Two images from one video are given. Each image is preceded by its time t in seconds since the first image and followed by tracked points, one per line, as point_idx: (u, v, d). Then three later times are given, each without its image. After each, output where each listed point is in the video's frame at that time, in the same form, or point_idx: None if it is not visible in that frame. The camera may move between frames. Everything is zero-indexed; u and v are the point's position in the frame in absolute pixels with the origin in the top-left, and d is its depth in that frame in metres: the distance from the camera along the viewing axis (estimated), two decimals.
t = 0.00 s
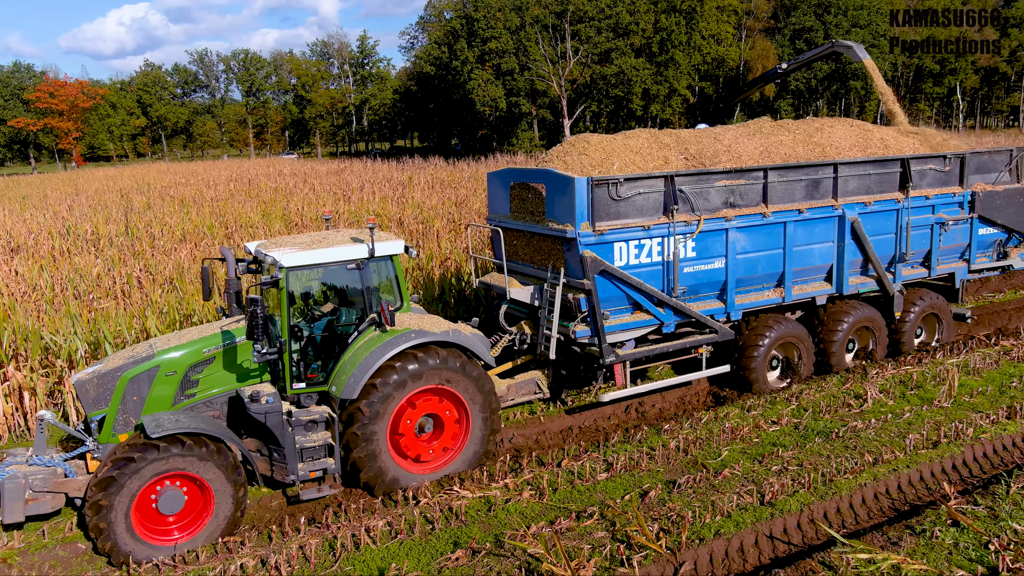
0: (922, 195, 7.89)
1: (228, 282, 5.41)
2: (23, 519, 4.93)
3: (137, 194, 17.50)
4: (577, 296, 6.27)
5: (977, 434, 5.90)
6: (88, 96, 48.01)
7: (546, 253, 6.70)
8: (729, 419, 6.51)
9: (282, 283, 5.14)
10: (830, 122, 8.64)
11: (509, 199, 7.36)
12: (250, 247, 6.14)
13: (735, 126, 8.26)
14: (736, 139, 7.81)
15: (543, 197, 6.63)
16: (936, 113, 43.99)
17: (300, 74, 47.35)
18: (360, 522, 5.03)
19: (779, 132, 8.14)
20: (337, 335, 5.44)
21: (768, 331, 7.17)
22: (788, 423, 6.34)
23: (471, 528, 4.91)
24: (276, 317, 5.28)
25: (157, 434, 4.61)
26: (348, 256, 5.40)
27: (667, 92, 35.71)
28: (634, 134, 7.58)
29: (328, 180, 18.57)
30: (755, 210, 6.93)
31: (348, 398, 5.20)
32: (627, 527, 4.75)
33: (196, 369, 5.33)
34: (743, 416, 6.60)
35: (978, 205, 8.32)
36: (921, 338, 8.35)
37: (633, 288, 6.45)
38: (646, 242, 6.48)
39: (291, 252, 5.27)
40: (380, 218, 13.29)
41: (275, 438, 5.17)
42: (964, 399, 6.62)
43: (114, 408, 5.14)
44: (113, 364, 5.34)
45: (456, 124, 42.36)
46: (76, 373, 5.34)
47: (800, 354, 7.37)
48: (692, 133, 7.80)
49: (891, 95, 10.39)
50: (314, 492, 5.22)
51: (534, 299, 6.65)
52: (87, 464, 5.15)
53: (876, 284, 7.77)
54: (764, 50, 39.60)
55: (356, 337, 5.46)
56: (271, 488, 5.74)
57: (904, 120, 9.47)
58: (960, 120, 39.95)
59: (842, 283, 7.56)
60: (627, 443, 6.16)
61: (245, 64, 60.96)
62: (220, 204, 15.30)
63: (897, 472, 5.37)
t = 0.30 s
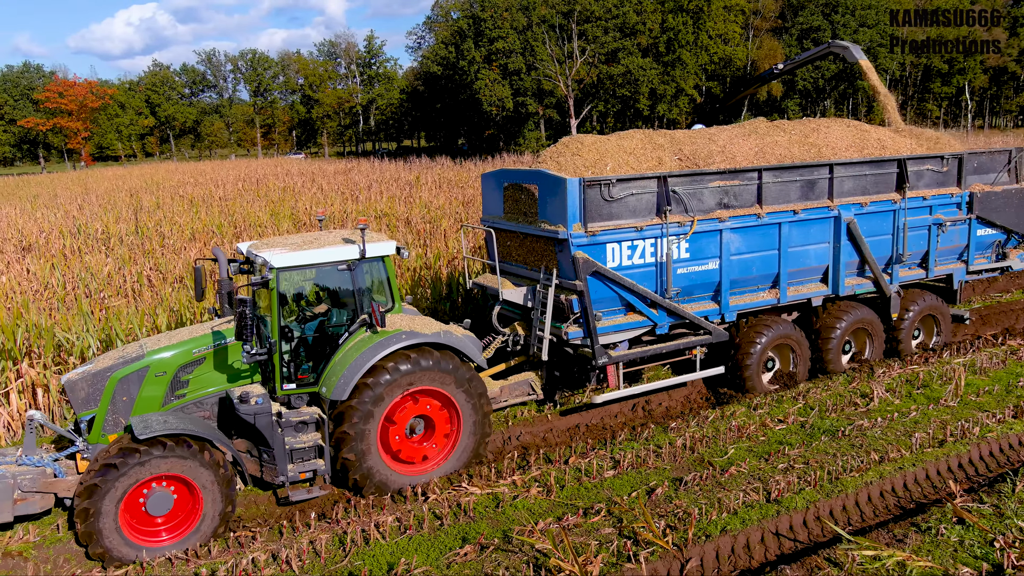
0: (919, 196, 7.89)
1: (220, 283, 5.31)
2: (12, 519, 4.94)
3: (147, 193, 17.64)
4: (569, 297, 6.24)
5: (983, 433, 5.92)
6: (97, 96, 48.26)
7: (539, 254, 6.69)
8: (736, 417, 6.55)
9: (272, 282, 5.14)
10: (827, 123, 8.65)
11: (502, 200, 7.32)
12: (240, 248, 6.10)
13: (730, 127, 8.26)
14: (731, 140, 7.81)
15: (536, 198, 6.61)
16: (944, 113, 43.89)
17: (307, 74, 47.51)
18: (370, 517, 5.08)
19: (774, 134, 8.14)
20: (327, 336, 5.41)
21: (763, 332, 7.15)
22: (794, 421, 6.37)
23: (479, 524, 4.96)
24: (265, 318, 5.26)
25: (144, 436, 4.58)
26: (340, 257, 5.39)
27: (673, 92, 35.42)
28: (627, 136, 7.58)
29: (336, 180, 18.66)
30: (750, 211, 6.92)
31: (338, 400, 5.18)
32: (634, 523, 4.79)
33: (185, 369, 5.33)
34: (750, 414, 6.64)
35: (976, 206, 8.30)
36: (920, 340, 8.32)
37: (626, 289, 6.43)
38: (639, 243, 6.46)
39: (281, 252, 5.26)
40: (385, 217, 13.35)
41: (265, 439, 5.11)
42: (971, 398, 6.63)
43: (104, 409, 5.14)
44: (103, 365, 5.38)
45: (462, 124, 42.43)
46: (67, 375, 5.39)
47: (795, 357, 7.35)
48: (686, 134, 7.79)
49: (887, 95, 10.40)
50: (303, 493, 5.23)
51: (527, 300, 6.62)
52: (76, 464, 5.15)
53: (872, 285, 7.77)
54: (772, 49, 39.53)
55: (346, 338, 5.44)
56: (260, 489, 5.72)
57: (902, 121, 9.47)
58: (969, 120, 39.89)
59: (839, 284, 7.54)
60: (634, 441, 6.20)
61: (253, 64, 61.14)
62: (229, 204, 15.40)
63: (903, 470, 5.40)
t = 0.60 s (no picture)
0: (916, 197, 7.89)
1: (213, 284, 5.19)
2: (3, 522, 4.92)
3: (155, 193, 17.74)
4: (561, 299, 6.27)
5: (990, 433, 5.94)
6: (107, 95, 48.52)
7: (532, 255, 6.71)
8: (743, 417, 6.59)
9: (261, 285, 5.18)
10: (824, 124, 8.64)
11: (496, 202, 7.31)
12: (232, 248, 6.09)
13: (725, 129, 8.27)
14: (726, 142, 7.81)
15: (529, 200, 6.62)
16: (953, 113, 43.75)
17: (315, 74, 47.70)
18: (380, 514, 5.15)
19: (770, 135, 8.15)
20: (317, 338, 5.46)
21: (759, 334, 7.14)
22: (801, 421, 6.41)
23: (488, 521, 5.02)
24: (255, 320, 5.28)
25: (132, 438, 4.61)
26: (329, 259, 5.40)
27: (682, 91, 35.51)
28: (622, 137, 7.59)
29: (344, 180, 18.75)
30: (744, 213, 6.93)
31: (328, 402, 5.21)
32: (640, 521, 4.83)
33: (175, 373, 5.37)
34: (757, 414, 6.68)
35: (974, 207, 8.30)
36: (917, 341, 8.26)
37: (618, 291, 6.46)
38: (632, 245, 6.48)
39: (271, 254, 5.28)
40: (389, 217, 13.41)
41: (254, 442, 5.15)
42: (977, 398, 6.65)
43: (94, 412, 5.19)
44: (93, 368, 5.41)
45: (470, 124, 42.49)
46: (57, 378, 5.43)
47: (791, 360, 7.34)
48: (681, 135, 7.80)
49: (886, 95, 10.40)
50: (293, 496, 5.22)
51: (519, 301, 6.70)
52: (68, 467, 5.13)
53: (869, 287, 7.79)
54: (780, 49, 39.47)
55: (336, 340, 5.46)
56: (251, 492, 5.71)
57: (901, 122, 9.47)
58: (979, 119, 39.78)
59: (834, 286, 7.55)
60: (641, 439, 6.25)
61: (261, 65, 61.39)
62: (238, 203, 15.49)
63: (909, 470, 5.43)
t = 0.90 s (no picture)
0: (916, 199, 7.89)
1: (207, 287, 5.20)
2: None
3: (165, 193, 17.87)
4: (554, 301, 6.27)
5: (997, 433, 5.95)
6: (118, 96, 48.85)
7: (526, 257, 6.74)
8: (750, 417, 6.62)
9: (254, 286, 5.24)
10: (822, 125, 8.63)
11: (491, 204, 7.35)
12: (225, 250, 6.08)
13: (723, 130, 8.26)
14: (721, 143, 7.81)
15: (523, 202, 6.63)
16: (964, 113, 43.60)
17: (324, 74, 47.90)
18: (389, 511, 5.21)
19: (767, 137, 8.15)
20: (310, 340, 5.48)
21: (755, 336, 7.14)
22: (808, 421, 6.43)
23: (496, 518, 5.07)
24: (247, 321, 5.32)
25: (121, 440, 4.63)
26: (321, 261, 5.43)
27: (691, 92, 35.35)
28: (617, 138, 7.58)
29: (354, 179, 18.82)
30: (739, 214, 6.95)
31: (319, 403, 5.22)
32: (648, 518, 4.88)
33: (167, 374, 5.35)
34: (765, 414, 6.71)
35: (974, 208, 8.29)
36: (915, 344, 8.27)
37: (611, 293, 6.46)
38: (625, 247, 6.49)
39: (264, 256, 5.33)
40: (398, 218, 13.47)
41: (245, 443, 5.22)
42: (986, 399, 6.66)
43: (85, 412, 5.18)
44: (86, 368, 5.40)
45: (479, 124, 42.57)
46: (50, 378, 5.41)
47: (788, 362, 7.34)
48: (676, 137, 7.77)
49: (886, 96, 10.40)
50: (284, 497, 5.25)
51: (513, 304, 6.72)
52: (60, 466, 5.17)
53: (867, 289, 7.75)
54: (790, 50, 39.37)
55: (328, 342, 5.48)
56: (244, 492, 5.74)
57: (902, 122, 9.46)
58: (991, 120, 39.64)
59: (831, 288, 7.54)
60: (649, 438, 6.29)
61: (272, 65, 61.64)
62: (249, 203, 15.60)
63: (916, 469, 5.45)
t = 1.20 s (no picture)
0: (914, 200, 7.90)
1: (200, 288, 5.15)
2: None
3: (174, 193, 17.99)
4: (547, 303, 6.31)
5: (1003, 433, 5.97)
6: (128, 96, 49.12)
7: (519, 258, 6.78)
8: (756, 415, 6.66)
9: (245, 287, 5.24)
10: (820, 126, 8.63)
11: (486, 204, 7.41)
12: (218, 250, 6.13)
13: (720, 130, 8.26)
14: (716, 144, 7.81)
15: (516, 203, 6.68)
16: (974, 113, 43.48)
17: (333, 74, 48.06)
18: (398, 507, 5.27)
19: (763, 137, 8.15)
20: (301, 341, 5.51)
21: (750, 337, 7.18)
22: (814, 419, 6.46)
23: (505, 514, 5.13)
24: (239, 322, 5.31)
25: (110, 441, 4.65)
26: (313, 262, 5.42)
27: (699, 92, 35.28)
28: (612, 139, 7.59)
29: (363, 179, 18.91)
30: (734, 216, 6.97)
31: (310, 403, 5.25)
32: (654, 515, 4.94)
33: (158, 374, 5.40)
34: (771, 412, 6.75)
35: (972, 210, 8.31)
36: (912, 345, 8.28)
37: (604, 294, 6.50)
38: (618, 248, 6.52)
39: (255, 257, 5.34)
40: (406, 217, 13.53)
41: (235, 443, 5.23)
42: (992, 398, 6.68)
43: (77, 412, 5.23)
44: (79, 369, 5.50)
45: (486, 124, 42.64)
46: (43, 379, 5.52)
47: (782, 363, 7.37)
48: (670, 138, 7.75)
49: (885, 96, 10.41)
50: (275, 497, 5.26)
51: (506, 304, 6.80)
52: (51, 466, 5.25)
53: (864, 291, 7.82)
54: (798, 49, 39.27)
55: (320, 342, 5.51)
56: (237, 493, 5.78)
57: (903, 123, 9.46)
58: (1001, 120, 39.50)
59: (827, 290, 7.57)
60: (656, 436, 6.34)
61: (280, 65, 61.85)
62: (258, 202, 15.70)
63: (921, 468, 5.48)
